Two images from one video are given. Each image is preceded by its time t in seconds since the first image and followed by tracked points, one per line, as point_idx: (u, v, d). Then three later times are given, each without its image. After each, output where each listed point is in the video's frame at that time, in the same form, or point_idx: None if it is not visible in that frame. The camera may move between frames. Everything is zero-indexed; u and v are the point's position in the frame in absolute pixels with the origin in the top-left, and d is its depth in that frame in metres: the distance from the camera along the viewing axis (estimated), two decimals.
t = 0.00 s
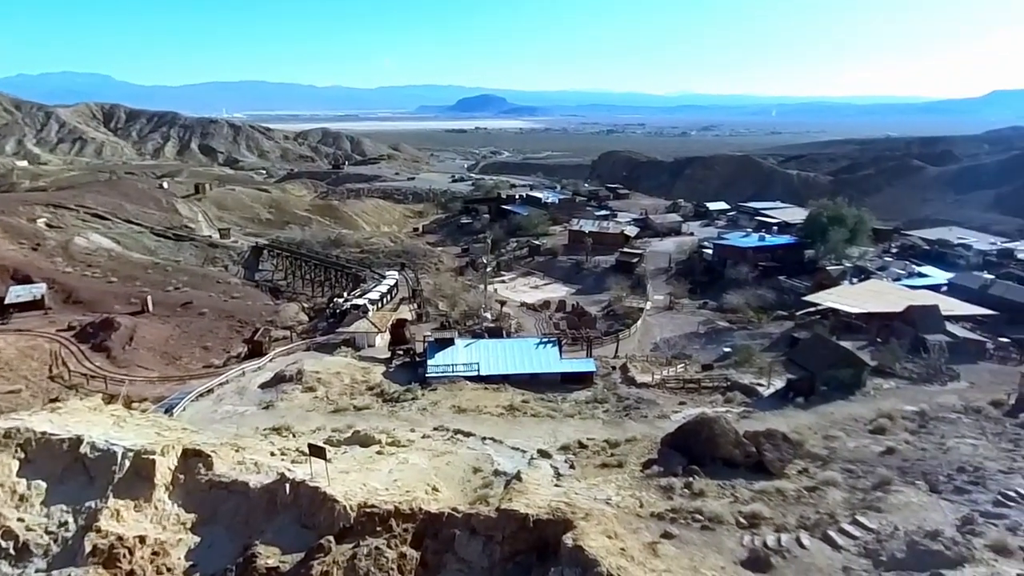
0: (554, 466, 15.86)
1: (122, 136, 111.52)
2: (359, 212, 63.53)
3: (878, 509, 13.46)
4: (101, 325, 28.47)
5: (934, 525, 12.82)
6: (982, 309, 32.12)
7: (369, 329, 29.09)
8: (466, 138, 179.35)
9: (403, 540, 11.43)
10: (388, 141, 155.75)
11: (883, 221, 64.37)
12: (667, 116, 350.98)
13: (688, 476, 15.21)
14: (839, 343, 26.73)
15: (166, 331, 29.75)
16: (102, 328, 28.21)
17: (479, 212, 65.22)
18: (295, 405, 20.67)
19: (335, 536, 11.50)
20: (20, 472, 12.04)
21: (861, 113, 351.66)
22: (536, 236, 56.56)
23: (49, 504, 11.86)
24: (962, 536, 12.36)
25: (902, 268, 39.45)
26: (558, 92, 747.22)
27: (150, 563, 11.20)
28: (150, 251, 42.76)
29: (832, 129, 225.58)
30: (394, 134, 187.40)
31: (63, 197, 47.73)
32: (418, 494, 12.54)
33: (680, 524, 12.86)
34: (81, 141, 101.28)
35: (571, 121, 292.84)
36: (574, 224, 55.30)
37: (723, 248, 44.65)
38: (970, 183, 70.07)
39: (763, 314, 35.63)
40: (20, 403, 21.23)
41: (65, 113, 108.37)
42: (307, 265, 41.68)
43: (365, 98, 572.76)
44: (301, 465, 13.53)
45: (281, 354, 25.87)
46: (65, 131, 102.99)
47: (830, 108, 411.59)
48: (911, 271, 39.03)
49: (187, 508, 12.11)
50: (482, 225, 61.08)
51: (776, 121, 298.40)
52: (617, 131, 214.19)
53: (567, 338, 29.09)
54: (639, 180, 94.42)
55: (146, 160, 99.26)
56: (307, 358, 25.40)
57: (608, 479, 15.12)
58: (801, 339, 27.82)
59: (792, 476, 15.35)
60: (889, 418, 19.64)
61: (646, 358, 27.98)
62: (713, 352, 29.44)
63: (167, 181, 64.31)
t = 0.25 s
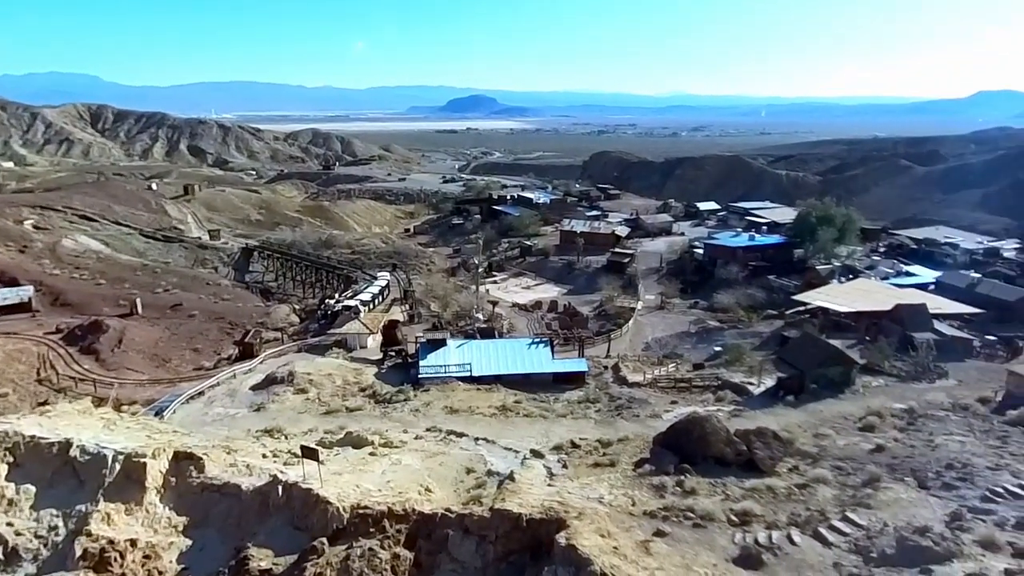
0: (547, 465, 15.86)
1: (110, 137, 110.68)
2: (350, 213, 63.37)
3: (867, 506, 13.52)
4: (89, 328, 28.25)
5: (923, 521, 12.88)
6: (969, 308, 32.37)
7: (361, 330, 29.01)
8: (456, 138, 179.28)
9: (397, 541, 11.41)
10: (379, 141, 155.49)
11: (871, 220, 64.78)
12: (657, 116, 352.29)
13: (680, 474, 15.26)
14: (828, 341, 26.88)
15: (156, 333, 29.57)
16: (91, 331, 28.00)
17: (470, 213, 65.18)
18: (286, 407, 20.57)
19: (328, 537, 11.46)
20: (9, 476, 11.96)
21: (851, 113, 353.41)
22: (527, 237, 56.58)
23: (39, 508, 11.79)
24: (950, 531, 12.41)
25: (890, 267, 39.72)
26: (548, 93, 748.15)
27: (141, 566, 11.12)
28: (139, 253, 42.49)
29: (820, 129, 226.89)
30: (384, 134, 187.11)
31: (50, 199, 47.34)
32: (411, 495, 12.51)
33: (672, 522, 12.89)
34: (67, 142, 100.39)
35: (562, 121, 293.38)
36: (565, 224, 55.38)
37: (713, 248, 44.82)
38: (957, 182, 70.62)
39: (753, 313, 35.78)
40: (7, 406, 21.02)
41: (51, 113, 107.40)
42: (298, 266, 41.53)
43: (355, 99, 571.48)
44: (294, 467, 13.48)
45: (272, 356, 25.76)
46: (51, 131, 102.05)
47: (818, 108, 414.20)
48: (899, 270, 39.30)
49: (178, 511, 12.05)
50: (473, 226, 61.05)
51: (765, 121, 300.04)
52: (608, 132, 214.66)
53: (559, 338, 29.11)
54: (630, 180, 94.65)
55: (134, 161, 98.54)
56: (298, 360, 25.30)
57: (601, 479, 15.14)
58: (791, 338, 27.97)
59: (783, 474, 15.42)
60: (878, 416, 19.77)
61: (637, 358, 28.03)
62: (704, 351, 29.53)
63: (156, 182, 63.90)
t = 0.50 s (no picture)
0: (539, 465, 15.86)
1: (96, 138, 109.74)
2: (340, 214, 63.18)
3: (856, 502, 13.60)
4: (76, 331, 28.00)
5: (911, 516, 12.96)
6: (955, 306, 32.67)
7: (352, 331, 28.90)
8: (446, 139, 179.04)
9: (390, 541, 11.38)
10: (368, 142, 155.18)
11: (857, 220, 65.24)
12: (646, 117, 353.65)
13: (671, 472, 15.30)
14: (816, 340, 27.04)
15: (144, 336, 29.35)
16: (78, 334, 27.76)
17: (460, 213, 65.14)
18: (277, 409, 20.46)
19: (321, 539, 11.42)
20: None
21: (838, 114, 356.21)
22: (517, 237, 56.58)
23: (27, 513, 11.70)
24: (938, 527, 12.47)
25: (877, 266, 40.01)
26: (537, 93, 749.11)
27: (132, 570, 11.01)
28: (126, 255, 42.17)
29: (808, 129, 228.32)
30: (373, 135, 186.77)
31: (35, 201, 46.88)
32: (404, 496, 12.47)
33: (664, 520, 12.92)
34: (52, 143, 99.36)
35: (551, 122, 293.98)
36: (555, 225, 55.46)
37: (703, 248, 45.00)
38: (942, 181, 71.23)
39: (743, 312, 35.95)
40: None
41: (35, 115, 106.25)
42: (287, 268, 41.37)
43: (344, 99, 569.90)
44: (285, 469, 13.42)
45: (262, 358, 25.64)
46: (36, 133, 101.01)
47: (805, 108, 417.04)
48: (886, 269, 39.62)
49: (169, 514, 11.97)
50: (463, 226, 61.00)
51: (753, 122, 301.90)
52: (597, 132, 215.11)
53: (550, 338, 29.15)
54: (620, 181, 94.88)
55: (120, 163, 97.74)
56: (288, 361, 25.18)
57: (592, 477, 15.16)
58: (780, 337, 28.11)
59: (772, 472, 15.50)
60: (866, 413, 19.92)
61: (628, 357, 28.09)
62: (694, 350, 29.63)
63: (143, 183, 63.46)
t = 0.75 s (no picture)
0: (531, 466, 15.83)
1: (82, 138, 108.81)
2: (330, 215, 62.96)
3: (846, 500, 13.63)
4: (63, 333, 27.76)
5: (900, 514, 13.01)
6: (942, 305, 32.89)
7: (342, 333, 28.79)
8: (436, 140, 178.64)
9: (381, 544, 11.33)
10: (359, 143, 154.76)
11: (845, 220, 65.60)
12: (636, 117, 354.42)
13: (662, 472, 15.32)
14: (806, 339, 27.17)
15: (133, 339, 29.13)
16: (65, 337, 27.53)
17: (451, 214, 65.06)
18: (268, 411, 20.35)
19: (312, 542, 11.36)
20: None
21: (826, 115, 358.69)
22: (509, 238, 56.56)
23: (14, 518, 11.66)
24: (927, 523, 12.52)
25: (865, 266, 40.25)
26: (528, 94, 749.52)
27: None
28: (114, 257, 41.85)
29: (797, 130, 229.46)
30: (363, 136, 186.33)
31: (21, 203, 46.44)
32: (396, 498, 12.42)
33: (655, 520, 12.92)
34: (38, 144, 98.38)
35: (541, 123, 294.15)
36: (546, 226, 55.48)
37: (693, 248, 45.14)
38: (930, 181, 71.74)
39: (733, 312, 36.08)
40: None
41: (21, 115, 105.25)
42: (277, 269, 41.17)
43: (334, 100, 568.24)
44: (276, 472, 13.34)
45: (252, 360, 25.50)
46: (22, 133, 100.06)
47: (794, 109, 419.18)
48: (874, 268, 39.86)
49: (158, 519, 11.88)
50: (454, 227, 60.93)
51: (743, 122, 303.17)
52: (587, 133, 215.45)
53: (542, 338, 29.15)
54: (610, 181, 95.07)
55: (108, 164, 97.00)
56: (279, 363, 25.05)
57: (584, 478, 15.15)
58: (770, 336, 28.22)
59: (763, 471, 15.55)
60: (855, 412, 20.02)
61: (619, 357, 28.12)
62: (685, 350, 29.70)
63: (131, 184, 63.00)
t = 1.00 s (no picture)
0: (521, 467, 15.79)
1: (68, 140, 107.79)
2: (319, 216, 62.69)
3: (834, 498, 13.67)
4: (48, 337, 27.44)
5: (887, 511, 13.06)
6: (928, 304, 33.15)
7: (332, 334, 28.63)
8: (425, 140, 178.29)
9: (371, 547, 11.26)
10: (348, 143, 154.29)
11: (833, 220, 65.98)
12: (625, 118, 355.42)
13: (652, 472, 15.30)
14: (794, 338, 27.28)
15: (119, 342, 28.84)
16: (50, 340, 27.21)
17: (441, 215, 64.94)
18: (256, 414, 20.19)
19: (301, 546, 11.27)
20: None
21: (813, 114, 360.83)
22: (498, 238, 56.50)
23: None
24: (913, 520, 12.57)
25: (852, 265, 40.51)
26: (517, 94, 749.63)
27: None
28: (100, 259, 41.45)
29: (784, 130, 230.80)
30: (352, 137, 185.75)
31: (5, 205, 45.91)
32: (386, 501, 12.35)
33: (646, 519, 12.91)
34: (23, 145, 97.35)
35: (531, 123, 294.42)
36: (536, 226, 55.46)
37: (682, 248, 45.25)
38: (916, 181, 72.33)
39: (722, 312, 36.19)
40: None
41: (5, 116, 104.11)
42: (266, 271, 40.92)
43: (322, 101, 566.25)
44: (265, 475, 13.22)
45: (240, 362, 25.30)
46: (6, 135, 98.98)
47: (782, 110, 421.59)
48: (861, 268, 40.11)
49: (145, 523, 11.76)
50: (444, 228, 60.82)
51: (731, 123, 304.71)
52: (577, 134, 215.75)
53: (532, 339, 29.10)
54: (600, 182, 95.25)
55: (94, 165, 96.13)
56: (267, 366, 24.87)
57: (574, 478, 15.12)
58: (759, 335, 28.31)
59: (752, 469, 15.57)
60: (843, 410, 20.11)
61: (609, 357, 28.12)
62: (675, 349, 29.76)
63: (117, 186, 62.45)
